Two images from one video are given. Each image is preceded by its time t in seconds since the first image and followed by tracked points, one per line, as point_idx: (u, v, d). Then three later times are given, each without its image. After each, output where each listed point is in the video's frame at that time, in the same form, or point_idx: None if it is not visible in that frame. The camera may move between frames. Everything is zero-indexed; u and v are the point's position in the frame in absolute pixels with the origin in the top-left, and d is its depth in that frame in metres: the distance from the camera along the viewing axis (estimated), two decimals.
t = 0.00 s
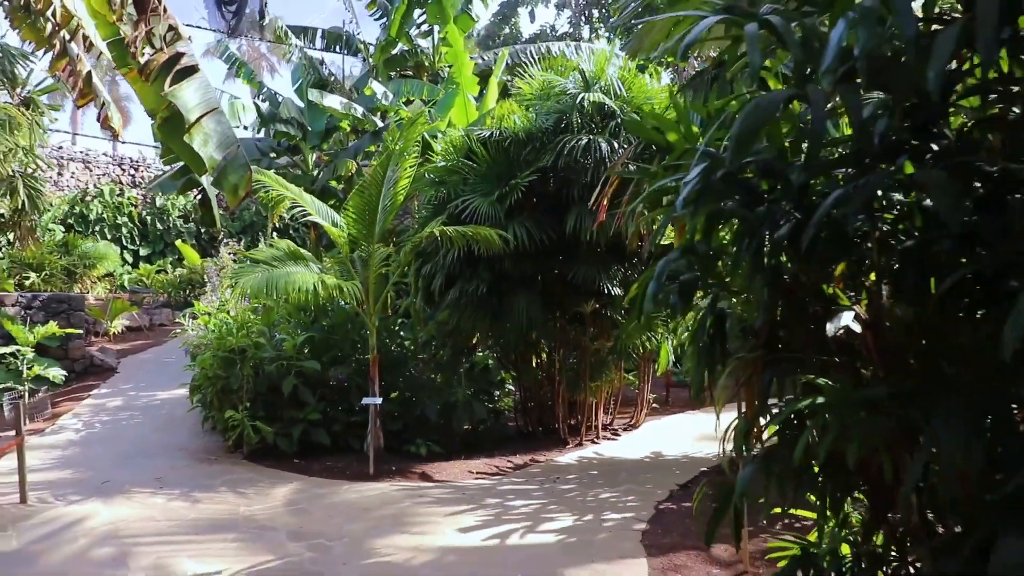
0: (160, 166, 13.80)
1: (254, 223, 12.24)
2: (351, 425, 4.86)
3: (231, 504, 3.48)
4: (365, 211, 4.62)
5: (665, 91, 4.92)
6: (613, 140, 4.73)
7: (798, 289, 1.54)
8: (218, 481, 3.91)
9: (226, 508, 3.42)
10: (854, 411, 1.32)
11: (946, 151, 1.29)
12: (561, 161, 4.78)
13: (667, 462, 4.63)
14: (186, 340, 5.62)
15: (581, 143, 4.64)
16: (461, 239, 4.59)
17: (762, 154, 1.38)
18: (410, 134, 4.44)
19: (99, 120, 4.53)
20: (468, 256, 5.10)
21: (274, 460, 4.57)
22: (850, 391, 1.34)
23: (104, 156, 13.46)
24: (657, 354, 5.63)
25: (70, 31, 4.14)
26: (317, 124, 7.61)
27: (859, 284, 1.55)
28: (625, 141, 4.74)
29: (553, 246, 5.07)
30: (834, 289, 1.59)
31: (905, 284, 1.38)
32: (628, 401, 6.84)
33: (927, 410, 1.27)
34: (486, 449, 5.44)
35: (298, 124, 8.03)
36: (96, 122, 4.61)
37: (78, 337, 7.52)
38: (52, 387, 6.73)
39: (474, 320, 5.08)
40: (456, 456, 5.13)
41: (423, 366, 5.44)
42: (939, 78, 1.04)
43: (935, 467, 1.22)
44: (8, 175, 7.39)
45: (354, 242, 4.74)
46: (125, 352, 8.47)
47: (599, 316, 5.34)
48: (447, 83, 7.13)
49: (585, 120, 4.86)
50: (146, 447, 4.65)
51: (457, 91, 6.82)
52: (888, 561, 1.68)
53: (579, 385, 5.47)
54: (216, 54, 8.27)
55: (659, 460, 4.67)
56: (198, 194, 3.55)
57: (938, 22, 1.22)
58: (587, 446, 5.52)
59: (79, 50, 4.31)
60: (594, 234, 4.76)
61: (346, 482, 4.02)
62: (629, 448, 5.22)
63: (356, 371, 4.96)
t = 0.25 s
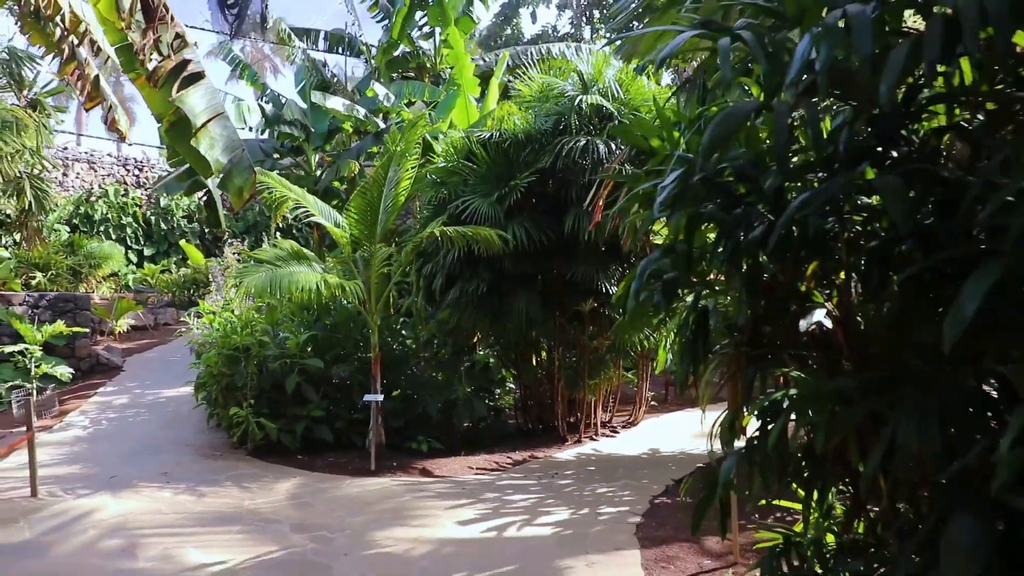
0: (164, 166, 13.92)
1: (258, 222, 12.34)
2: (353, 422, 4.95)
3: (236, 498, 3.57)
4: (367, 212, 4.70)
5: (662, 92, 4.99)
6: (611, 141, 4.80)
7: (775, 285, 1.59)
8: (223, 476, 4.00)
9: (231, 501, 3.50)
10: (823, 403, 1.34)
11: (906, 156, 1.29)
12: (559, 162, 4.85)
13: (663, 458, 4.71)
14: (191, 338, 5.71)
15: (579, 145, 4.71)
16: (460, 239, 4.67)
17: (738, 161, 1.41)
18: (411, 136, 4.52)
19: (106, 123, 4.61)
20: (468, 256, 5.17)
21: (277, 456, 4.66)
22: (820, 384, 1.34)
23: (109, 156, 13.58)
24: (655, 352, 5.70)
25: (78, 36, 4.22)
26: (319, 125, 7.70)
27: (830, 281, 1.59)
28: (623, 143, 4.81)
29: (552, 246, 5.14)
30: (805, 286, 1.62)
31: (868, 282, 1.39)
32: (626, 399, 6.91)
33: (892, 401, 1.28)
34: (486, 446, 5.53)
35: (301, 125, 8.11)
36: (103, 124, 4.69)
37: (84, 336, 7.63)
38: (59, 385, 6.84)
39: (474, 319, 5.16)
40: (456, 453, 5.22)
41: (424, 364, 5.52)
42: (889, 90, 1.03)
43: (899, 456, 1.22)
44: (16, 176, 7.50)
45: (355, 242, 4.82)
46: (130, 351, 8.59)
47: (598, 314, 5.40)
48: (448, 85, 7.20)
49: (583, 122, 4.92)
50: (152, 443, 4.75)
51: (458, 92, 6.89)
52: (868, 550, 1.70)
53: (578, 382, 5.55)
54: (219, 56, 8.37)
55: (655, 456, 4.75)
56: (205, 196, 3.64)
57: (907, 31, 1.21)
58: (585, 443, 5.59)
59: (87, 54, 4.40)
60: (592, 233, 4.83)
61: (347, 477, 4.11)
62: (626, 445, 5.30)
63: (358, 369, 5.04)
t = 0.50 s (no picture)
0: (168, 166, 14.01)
1: (261, 223, 12.43)
2: (356, 419, 5.04)
3: (241, 493, 3.65)
4: (369, 212, 4.77)
5: (660, 94, 5.03)
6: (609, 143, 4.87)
7: (759, 285, 1.65)
8: (229, 471, 4.09)
9: (237, 496, 3.59)
10: (799, 395, 1.41)
11: (873, 165, 1.34)
12: (558, 164, 4.92)
13: (661, 454, 4.78)
14: (197, 337, 5.80)
15: (577, 147, 4.78)
16: (462, 239, 4.75)
17: (717, 168, 1.47)
18: (412, 139, 4.59)
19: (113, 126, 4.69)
20: (468, 257, 5.24)
21: (281, 452, 4.74)
22: (796, 378, 1.41)
23: (114, 157, 13.68)
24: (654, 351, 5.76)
25: (86, 41, 4.30)
26: (322, 126, 7.78)
27: (806, 281, 1.64)
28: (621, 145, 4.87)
29: (552, 247, 5.21)
30: (783, 286, 1.67)
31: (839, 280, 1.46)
32: (626, 397, 6.98)
33: (863, 392, 1.34)
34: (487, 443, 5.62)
35: (304, 127, 8.18)
36: (110, 128, 4.78)
37: (90, 336, 7.72)
38: (66, 384, 6.93)
39: (475, 319, 5.23)
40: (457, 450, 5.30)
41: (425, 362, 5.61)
42: (850, 104, 1.10)
43: (867, 444, 1.28)
44: (23, 177, 7.59)
45: (358, 243, 4.90)
46: (135, 350, 8.69)
47: (597, 314, 5.47)
48: (450, 86, 7.25)
49: (582, 124, 4.99)
50: (159, 440, 4.84)
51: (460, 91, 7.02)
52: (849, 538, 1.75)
53: (578, 380, 5.63)
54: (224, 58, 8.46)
55: (653, 453, 4.82)
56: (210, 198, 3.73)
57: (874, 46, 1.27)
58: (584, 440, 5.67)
59: (95, 59, 4.49)
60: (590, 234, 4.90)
61: (350, 473, 4.19)
62: (625, 442, 5.37)
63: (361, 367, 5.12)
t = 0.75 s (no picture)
0: (173, 167, 14.13)
1: (266, 223, 12.54)
2: (359, 417, 5.15)
3: (247, 487, 3.76)
4: (372, 213, 4.86)
5: (657, 99, 5.11)
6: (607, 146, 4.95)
7: (739, 287, 1.71)
8: (235, 467, 4.19)
9: (243, 490, 3.69)
10: (773, 389, 1.50)
11: (840, 174, 1.42)
12: (556, 167, 5.01)
13: (658, 452, 4.88)
14: (203, 336, 5.91)
15: (576, 150, 4.87)
16: (462, 240, 4.84)
17: (696, 176, 1.56)
18: (414, 142, 4.69)
19: (121, 129, 4.78)
20: (469, 258, 5.33)
21: (286, 449, 4.85)
22: (769, 373, 1.50)
23: (119, 157, 13.80)
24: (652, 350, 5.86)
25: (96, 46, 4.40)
26: (326, 128, 7.92)
27: (782, 283, 1.71)
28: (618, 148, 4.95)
29: (551, 248, 5.29)
30: (760, 287, 1.73)
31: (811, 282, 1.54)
32: (625, 395, 7.08)
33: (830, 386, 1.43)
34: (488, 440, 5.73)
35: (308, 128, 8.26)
36: (119, 130, 4.88)
37: (98, 335, 7.83)
38: (74, 382, 7.05)
39: (476, 318, 5.33)
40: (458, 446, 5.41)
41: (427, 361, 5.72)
42: (812, 120, 1.19)
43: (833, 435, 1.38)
44: (31, 178, 7.70)
45: (361, 244, 5.00)
46: (142, 349, 8.80)
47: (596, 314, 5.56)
48: (452, 89, 7.34)
49: (581, 127, 5.08)
50: (166, 437, 4.95)
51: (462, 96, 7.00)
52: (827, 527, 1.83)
53: (577, 379, 5.72)
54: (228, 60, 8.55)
55: (650, 450, 4.92)
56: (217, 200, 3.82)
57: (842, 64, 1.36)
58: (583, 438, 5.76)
59: (104, 64, 4.58)
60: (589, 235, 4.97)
61: (353, 468, 4.29)
62: (623, 439, 5.47)
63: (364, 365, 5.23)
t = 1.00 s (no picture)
0: (176, 167, 14.22)
1: (268, 223, 12.63)
2: (361, 415, 5.23)
3: (251, 483, 3.84)
4: (374, 213, 4.94)
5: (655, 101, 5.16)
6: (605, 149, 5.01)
7: (723, 288, 1.80)
8: (239, 463, 4.28)
9: (247, 485, 3.78)
10: (753, 383, 1.59)
11: (815, 181, 1.51)
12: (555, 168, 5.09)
13: (655, 449, 4.96)
14: (207, 335, 6.00)
15: (574, 152, 4.94)
16: (462, 240, 4.92)
17: (679, 183, 1.63)
18: (415, 144, 4.76)
19: (127, 132, 4.87)
20: (469, 258, 5.40)
21: (289, 446, 4.93)
22: (750, 368, 1.59)
23: (123, 158, 13.90)
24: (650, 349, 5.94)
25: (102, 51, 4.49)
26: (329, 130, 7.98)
27: (761, 283, 1.78)
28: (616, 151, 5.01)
29: (550, 248, 5.37)
30: (742, 287, 1.80)
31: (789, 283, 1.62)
32: (624, 394, 7.16)
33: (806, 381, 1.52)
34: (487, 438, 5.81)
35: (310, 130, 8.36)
36: (125, 133, 4.97)
37: (102, 334, 7.93)
38: (79, 380, 7.13)
39: (476, 317, 5.41)
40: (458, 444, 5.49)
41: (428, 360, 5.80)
42: (783, 133, 1.28)
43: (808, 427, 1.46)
44: (37, 179, 7.78)
45: (364, 244, 5.07)
46: (145, 348, 8.90)
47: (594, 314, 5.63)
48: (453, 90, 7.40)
49: (580, 129, 5.15)
50: (171, 434, 5.04)
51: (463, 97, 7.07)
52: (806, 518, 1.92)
53: (575, 378, 5.80)
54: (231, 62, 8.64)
55: (647, 448, 5.00)
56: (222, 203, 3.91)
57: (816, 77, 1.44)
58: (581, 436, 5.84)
59: (110, 68, 4.67)
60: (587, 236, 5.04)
61: (355, 465, 4.38)
62: (621, 437, 5.56)
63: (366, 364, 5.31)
